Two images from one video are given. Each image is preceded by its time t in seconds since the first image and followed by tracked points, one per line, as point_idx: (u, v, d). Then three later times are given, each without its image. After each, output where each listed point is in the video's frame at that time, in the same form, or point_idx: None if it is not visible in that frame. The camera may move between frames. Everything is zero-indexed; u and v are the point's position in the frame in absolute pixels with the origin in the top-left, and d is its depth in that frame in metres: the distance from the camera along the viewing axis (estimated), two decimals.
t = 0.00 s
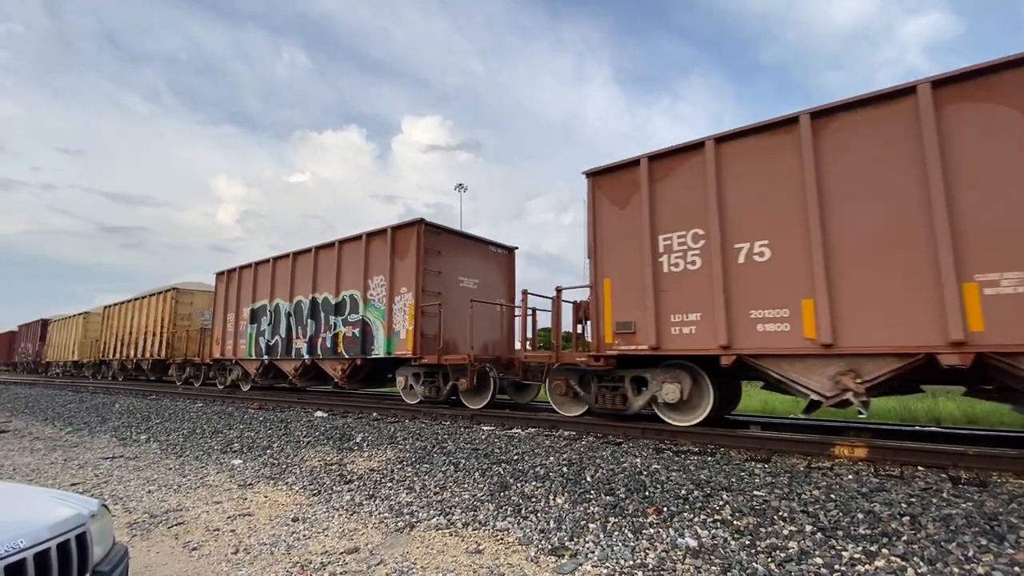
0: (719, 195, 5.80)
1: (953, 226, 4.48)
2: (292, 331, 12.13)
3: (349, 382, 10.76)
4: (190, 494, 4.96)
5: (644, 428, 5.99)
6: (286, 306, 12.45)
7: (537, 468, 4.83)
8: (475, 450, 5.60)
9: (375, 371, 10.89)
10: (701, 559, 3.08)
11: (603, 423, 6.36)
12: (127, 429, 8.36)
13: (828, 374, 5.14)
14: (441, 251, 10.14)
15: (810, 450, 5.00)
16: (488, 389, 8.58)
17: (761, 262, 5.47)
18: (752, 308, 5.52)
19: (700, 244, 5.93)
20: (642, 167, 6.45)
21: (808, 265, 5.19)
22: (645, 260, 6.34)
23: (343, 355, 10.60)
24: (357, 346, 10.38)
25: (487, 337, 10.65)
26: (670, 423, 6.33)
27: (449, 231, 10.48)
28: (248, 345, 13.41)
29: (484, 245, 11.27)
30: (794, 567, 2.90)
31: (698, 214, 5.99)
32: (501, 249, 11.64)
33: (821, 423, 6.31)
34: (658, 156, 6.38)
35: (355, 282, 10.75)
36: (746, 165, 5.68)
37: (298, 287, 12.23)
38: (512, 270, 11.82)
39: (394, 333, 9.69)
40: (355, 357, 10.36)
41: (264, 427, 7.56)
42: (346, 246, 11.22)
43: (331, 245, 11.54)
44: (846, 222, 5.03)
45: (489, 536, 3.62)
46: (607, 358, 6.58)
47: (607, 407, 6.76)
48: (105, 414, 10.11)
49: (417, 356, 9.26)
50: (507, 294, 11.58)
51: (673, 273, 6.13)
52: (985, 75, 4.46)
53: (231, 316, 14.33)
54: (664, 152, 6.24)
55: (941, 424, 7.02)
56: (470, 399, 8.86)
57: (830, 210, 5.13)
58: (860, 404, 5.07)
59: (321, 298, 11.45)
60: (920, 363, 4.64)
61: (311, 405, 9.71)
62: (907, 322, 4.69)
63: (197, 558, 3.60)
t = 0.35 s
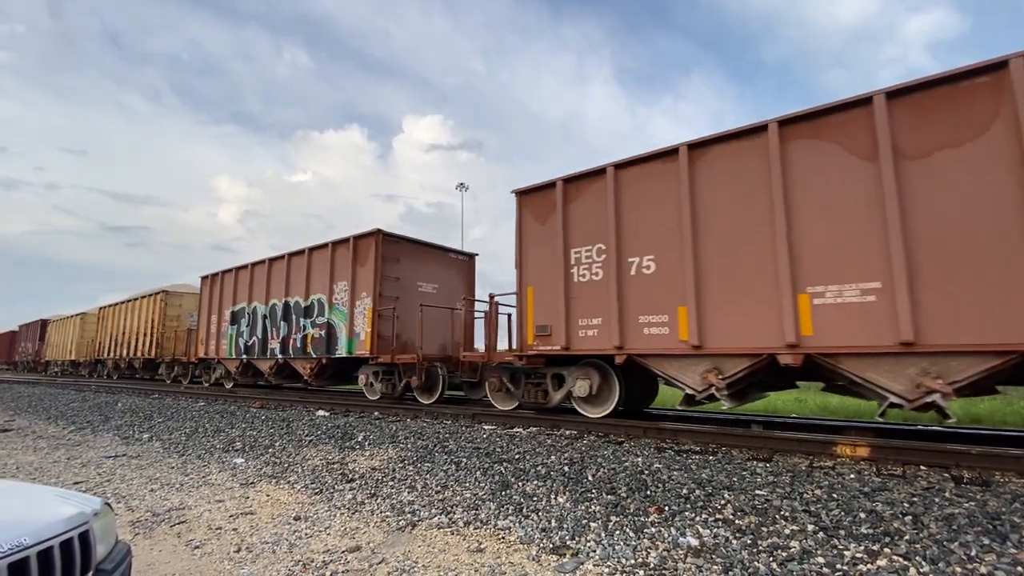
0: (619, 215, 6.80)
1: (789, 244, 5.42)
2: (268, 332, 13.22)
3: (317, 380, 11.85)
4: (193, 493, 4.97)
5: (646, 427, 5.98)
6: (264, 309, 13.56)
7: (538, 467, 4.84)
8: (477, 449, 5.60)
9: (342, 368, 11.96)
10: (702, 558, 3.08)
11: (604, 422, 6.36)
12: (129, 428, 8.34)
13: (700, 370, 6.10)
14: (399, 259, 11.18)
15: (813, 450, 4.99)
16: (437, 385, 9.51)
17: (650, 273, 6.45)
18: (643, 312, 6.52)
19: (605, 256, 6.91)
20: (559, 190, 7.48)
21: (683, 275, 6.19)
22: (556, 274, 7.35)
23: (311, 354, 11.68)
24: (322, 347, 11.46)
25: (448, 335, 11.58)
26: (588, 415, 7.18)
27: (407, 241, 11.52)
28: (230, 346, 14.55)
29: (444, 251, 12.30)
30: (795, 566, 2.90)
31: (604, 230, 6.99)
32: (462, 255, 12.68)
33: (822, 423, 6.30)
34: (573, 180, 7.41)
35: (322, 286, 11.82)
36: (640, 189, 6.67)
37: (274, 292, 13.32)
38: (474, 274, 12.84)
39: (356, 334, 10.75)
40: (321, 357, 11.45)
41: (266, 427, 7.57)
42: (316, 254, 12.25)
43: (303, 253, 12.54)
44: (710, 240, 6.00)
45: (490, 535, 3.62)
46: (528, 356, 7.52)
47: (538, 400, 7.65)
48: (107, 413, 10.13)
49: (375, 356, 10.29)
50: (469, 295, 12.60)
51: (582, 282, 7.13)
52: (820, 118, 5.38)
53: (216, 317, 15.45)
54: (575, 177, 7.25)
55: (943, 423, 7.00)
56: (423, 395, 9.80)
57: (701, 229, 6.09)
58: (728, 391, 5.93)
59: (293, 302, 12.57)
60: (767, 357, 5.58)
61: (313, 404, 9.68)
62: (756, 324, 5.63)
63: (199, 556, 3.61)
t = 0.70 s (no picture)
0: (541, 230, 7.57)
1: (669, 258, 6.20)
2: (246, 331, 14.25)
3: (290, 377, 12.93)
4: (195, 491, 4.98)
5: (647, 426, 6.00)
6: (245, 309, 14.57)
7: (539, 466, 4.85)
8: (478, 448, 5.61)
9: (314, 365, 13.11)
10: (703, 557, 3.09)
11: (605, 421, 6.38)
12: (132, 426, 8.38)
13: (601, 367, 6.90)
14: (363, 266, 12.39)
15: (814, 449, 5.01)
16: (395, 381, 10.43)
17: (563, 282, 7.22)
18: (557, 317, 7.28)
19: (529, 266, 7.67)
20: (492, 206, 8.30)
21: (587, 283, 6.99)
22: (484, 283, 8.28)
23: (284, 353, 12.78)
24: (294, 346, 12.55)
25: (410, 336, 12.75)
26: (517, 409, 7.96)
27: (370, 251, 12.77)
28: (213, 343, 15.56)
29: (407, 259, 13.61)
30: (796, 565, 2.90)
31: (529, 242, 7.76)
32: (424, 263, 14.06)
33: (823, 422, 6.29)
34: (505, 198, 8.24)
35: (295, 291, 12.97)
36: (559, 207, 7.44)
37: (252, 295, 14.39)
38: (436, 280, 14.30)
39: (324, 334, 11.87)
40: (292, 355, 12.56)
41: (268, 425, 7.60)
42: (290, 261, 13.40)
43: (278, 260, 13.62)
44: (609, 253, 6.79)
45: (492, 533, 3.63)
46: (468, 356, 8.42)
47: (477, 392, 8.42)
48: (109, 411, 10.16)
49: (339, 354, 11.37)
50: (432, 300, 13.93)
51: (512, 289, 7.86)
52: (697, 150, 6.14)
53: (201, 317, 16.36)
54: (506, 195, 8.05)
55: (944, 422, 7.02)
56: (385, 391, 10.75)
57: (604, 245, 6.88)
58: (624, 382, 6.71)
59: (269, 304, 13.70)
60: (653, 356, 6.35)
61: (314, 402, 9.71)
62: (642, 328, 6.42)
63: (202, 554, 3.62)
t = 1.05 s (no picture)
0: (478, 240, 8.02)
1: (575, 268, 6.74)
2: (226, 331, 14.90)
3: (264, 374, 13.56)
4: (197, 489, 4.99)
5: (647, 424, 6.01)
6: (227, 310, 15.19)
7: (540, 464, 4.85)
8: (479, 446, 5.62)
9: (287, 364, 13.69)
10: (704, 555, 3.09)
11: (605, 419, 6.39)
12: (133, 424, 8.39)
13: (524, 365, 7.38)
14: (332, 270, 12.91)
15: (814, 447, 5.01)
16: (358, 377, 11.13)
17: (494, 289, 7.68)
18: (489, 318, 7.75)
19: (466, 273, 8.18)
20: (439, 217, 8.73)
21: (512, 290, 7.49)
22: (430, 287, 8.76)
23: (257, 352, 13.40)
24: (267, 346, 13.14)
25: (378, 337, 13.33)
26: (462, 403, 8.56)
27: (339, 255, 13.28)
28: (196, 342, 16.24)
29: (378, 264, 14.22)
30: (796, 564, 2.90)
31: (467, 251, 8.22)
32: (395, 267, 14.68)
33: (826, 420, 6.28)
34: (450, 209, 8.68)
35: (268, 294, 13.52)
36: (489, 218, 7.93)
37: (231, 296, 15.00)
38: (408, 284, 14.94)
39: (293, 334, 12.38)
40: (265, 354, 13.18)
41: (268, 423, 7.61)
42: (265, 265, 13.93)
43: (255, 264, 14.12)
44: (529, 262, 7.31)
45: (493, 531, 3.64)
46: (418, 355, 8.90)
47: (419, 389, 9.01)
48: (110, 409, 10.18)
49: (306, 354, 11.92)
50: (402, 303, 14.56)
51: (453, 294, 8.32)
52: (603, 172, 6.63)
53: (186, 318, 16.98)
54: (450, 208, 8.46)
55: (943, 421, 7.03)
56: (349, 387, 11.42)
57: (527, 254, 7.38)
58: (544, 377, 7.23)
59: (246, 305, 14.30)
60: (564, 357, 6.90)
61: (315, 400, 9.73)
62: (555, 330, 6.93)
63: (203, 551, 3.63)
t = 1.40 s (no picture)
0: (427, 249, 9.25)
1: (508, 276, 7.87)
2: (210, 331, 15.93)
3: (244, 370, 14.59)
4: (197, 488, 4.98)
5: (647, 423, 6.00)
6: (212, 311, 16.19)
7: (540, 463, 4.86)
8: (479, 445, 5.62)
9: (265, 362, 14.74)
10: (704, 554, 3.09)
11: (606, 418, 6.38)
12: (133, 422, 8.40)
13: (562, 364, 7.28)
14: (304, 275, 13.93)
15: (815, 446, 5.01)
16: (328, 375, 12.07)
17: (439, 294, 8.87)
18: (435, 321, 8.94)
19: (418, 280, 9.35)
20: (394, 228, 9.95)
21: (455, 296, 8.60)
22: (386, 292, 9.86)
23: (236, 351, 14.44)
24: (245, 344, 14.16)
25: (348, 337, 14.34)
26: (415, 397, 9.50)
27: (312, 261, 14.28)
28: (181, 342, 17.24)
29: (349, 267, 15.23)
30: (797, 563, 2.90)
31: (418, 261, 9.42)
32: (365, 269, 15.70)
33: (827, 420, 6.27)
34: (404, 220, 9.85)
35: (246, 296, 14.53)
36: (439, 231, 9.11)
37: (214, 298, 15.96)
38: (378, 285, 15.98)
39: (268, 334, 13.44)
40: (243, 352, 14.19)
41: (269, 421, 7.61)
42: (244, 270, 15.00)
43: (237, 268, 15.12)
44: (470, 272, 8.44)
45: (492, 530, 3.64)
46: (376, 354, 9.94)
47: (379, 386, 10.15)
48: (110, 407, 10.19)
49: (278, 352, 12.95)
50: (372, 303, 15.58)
51: (405, 298, 9.53)
52: (529, 192, 7.80)
53: (174, 319, 17.91)
54: (402, 219, 9.68)
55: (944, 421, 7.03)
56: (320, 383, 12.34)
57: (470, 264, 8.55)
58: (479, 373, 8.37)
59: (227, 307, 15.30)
60: (495, 355, 8.01)
61: (315, 399, 9.73)
62: (490, 330, 8.05)
63: (203, 550, 3.64)
